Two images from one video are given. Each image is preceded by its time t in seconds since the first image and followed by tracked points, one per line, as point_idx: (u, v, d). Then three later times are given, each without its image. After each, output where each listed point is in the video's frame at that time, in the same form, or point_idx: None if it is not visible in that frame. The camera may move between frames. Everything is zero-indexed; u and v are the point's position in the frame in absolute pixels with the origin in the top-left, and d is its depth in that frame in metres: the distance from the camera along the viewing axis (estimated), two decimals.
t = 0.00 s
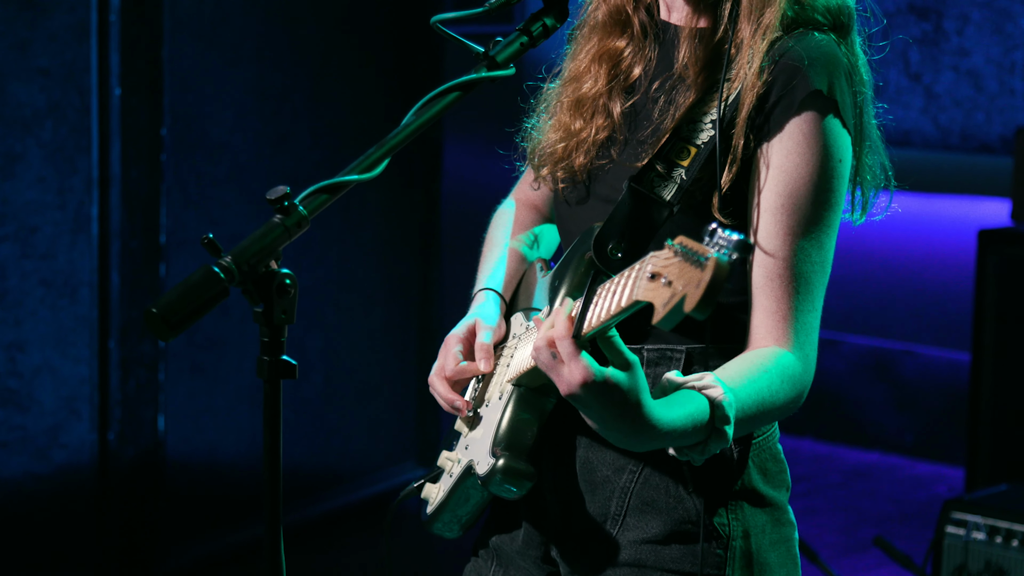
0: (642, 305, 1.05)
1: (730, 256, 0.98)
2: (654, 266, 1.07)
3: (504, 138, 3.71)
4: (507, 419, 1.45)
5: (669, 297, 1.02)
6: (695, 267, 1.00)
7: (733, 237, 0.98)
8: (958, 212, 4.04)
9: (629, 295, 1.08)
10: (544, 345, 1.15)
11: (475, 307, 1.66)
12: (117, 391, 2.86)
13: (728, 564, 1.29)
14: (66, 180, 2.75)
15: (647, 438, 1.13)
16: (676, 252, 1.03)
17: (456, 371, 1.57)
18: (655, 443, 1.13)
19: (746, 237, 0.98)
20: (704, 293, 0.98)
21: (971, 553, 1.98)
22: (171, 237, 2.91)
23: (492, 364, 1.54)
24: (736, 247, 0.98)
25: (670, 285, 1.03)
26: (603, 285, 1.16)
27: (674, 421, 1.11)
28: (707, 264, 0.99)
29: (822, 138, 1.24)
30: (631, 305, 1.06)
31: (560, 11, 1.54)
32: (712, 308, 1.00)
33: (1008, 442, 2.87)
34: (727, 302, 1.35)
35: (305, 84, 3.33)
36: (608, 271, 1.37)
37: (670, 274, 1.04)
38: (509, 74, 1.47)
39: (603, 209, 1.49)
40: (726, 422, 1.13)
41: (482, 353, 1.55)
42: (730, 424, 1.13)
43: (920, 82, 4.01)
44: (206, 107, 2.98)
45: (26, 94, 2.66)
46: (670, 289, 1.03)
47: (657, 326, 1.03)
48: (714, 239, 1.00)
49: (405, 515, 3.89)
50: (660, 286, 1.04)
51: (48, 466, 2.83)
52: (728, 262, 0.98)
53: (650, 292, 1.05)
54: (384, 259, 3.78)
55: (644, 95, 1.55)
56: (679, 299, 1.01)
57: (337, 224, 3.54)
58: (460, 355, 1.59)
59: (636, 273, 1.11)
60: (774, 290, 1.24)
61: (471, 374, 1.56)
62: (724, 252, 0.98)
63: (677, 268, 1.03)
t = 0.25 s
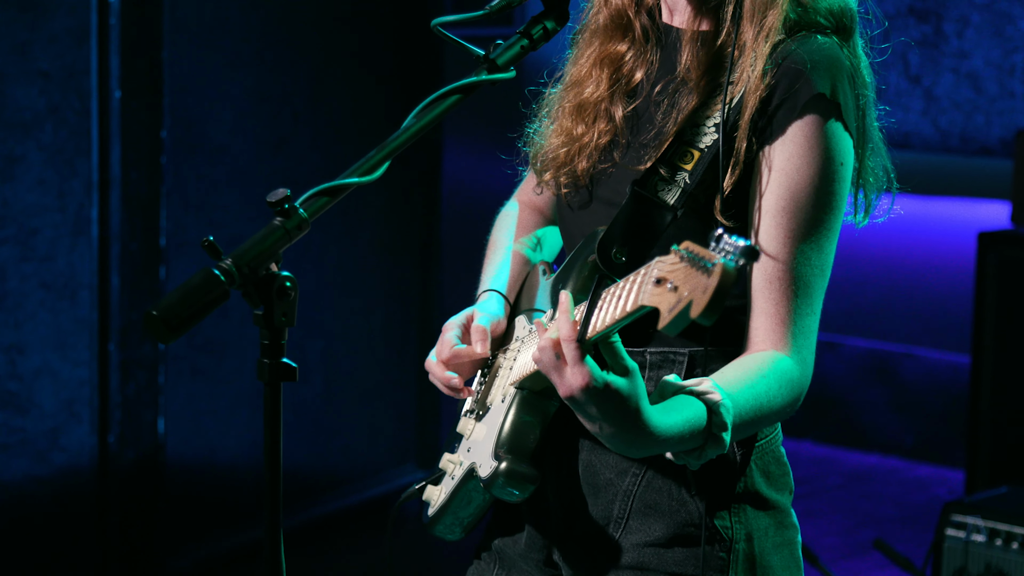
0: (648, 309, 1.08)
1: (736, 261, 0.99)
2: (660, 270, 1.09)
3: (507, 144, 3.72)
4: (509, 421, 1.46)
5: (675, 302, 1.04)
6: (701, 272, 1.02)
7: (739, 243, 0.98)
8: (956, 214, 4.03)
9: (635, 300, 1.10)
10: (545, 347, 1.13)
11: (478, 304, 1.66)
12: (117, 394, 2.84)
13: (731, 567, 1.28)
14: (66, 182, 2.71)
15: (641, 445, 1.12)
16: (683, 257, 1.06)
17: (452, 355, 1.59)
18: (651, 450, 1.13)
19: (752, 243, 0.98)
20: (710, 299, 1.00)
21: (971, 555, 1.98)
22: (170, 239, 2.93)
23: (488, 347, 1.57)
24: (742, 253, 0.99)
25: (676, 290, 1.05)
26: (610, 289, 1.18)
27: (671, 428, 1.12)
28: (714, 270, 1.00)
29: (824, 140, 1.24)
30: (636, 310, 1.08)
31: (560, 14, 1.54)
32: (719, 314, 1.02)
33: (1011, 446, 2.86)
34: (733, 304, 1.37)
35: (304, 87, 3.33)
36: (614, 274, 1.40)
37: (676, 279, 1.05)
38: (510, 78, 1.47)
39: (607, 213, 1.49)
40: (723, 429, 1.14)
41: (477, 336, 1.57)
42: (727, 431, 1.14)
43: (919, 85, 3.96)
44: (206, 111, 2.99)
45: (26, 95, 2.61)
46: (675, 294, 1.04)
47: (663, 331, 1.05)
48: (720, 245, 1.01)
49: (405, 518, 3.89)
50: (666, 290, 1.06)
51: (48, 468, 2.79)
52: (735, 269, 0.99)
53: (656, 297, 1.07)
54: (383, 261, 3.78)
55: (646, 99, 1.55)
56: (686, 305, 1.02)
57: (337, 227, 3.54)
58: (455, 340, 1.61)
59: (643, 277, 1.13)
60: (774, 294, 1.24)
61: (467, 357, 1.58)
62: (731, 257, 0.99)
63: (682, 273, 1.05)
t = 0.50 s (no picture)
0: (644, 317, 1.06)
1: (733, 271, 0.98)
2: (658, 278, 1.08)
3: (508, 149, 3.77)
4: (508, 425, 1.45)
5: (672, 310, 1.03)
6: (698, 282, 1.01)
7: (736, 252, 0.98)
8: (957, 219, 3.99)
9: (632, 308, 1.08)
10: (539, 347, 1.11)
11: (482, 307, 1.65)
12: (116, 399, 2.84)
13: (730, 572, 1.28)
14: (66, 186, 2.71)
15: (623, 451, 1.13)
16: (681, 265, 1.05)
17: (458, 358, 1.57)
18: (636, 455, 1.14)
19: (749, 253, 0.98)
20: (706, 309, 0.99)
21: (970, 559, 1.98)
22: (169, 245, 2.93)
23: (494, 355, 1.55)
24: (738, 263, 0.98)
25: (673, 298, 1.04)
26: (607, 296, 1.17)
27: (654, 437, 1.12)
28: (710, 279, 1.00)
29: (823, 144, 1.24)
30: (632, 318, 1.07)
31: (560, 19, 1.54)
32: (714, 324, 1.01)
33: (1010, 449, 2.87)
34: (732, 310, 1.38)
35: (302, 92, 3.34)
36: (612, 280, 1.37)
37: (673, 288, 1.05)
38: (509, 83, 1.47)
39: (608, 218, 1.49)
40: (708, 438, 1.15)
41: (486, 344, 1.56)
42: (711, 441, 1.14)
43: (919, 89, 4.01)
44: (205, 115, 2.99)
45: (26, 100, 2.59)
46: (672, 302, 1.03)
47: (658, 339, 1.04)
48: (717, 254, 1.00)
49: (405, 523, 3.89)
50: (664, 299, 1.05)
51: (47, 473, 2.76)
52: (731, 278, 0.99)
53: (653, 305, 1.06)
54: (382, 266, 3.78)
55: (646, 104, 1.55)
56: (681, 314, 1.01)
57: (337, 231, 3.54)
58: (463, 343, 1.59)
59: (640, 286, 1.12)
60: (770, 297, 1.24)
61: (472, 363, 1.57)
62: (728, 267, 0.99)
63: (680, 283, 1.04)
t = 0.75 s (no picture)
0: (630, 320, 1.06)
1: (715, 274, 0.99)
2: (643, 283, 1.09)
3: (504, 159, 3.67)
4: (503, 433, 1.45)
5: (656, 314, 1.03)
6: (681, 284, 1.02)
7: (718, 255, 0.99)
8: (956, 228, 3.80)
9: (618, 312, 1.08)
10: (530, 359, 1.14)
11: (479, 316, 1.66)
12: (114, 408, 2.85)
13: None
14: (64, 196, 2.72)
15: (622, 460, 1.13)
16: (666, 268, 1.06)
17: (459, 365, 1.57)
18: (636, 465, 1.13)
19: (731, 255, 0.99)
20: (687, 310, 0.99)
21: (969, 568, 1.98)
22: (167, 254, 2.92)
23: (495, 356, 1.56)
24: (722, 265, 0.99)
25: (658, 301, 1.04)
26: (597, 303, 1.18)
27: (653, 444, 1.12)
28: (692, 281, 1.00)
29: (821, 151, 1.25)
30: (619, 322, 1.07)
31: (558, 26, 1.54)
32: (696, 326, 1.01)
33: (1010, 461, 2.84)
34: (723, 318, 1.38)
35: (300, 100, 3.33)
36: (603, 286, 1.38)
37: (658, 291, 1.05)
38: (505, 91, 1.47)
39: (604, 225, 1.48)
40: (710, 445, 1.14)
41: (485, 346, 1.57)
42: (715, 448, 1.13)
43: (918, 98, 3.76)
44: (202, 123, 2.99)
45: (24, 109, 2.61)
46: (657, 305, 1.03)
47: (644, 343, 1.04)
48: (702, 257, 1.01)
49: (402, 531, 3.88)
50: (648, 302, 1.05)
51: (44, 482, 2.77)
52: (713, 280, 0.99)
53: (638, 308, 1.05)
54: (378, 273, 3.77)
55: (643, 112, 1.56)
56: (664, 317, 1.01)
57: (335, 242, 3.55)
58: (462, 349, 1.60)
59: (628, 289, 1.12)
60: (773, 304, 1.25)
61: (474, 367, 1.57)
62: (710, 270, 1.00)
63: (665, 285, 1.04)
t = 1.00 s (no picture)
0: (635, 335, 1.07)
1: (723, 288, 1.02)
2: (648, 296, 1.09)
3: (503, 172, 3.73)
4: (500, 444, 1.45)
5: (663, 328, 1.03)
6: (689, 298, 1.03)
7: (726, 270, 1.03)
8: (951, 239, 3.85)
9: (624, 326, 1.09)
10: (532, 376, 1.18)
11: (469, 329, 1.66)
12: (110, 420, 2.85)
13: None
14: (61, 208, 2.75)
15: (631, 473, 1.14)
16: (671, 282, 1.06)
17: (440, 379, 1.56)
18: (644, 477, 1.14)
19: (739, 270, 1.03)
20: (696, 325, 1.00)
21: None
22: (164, 265, 2.91)
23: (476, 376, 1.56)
24: (728, 280, 1.02)
25: (664, 316, 1.04)
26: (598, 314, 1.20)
27: (660, 454, 1.13)
28: (701, 296, 1.01)
29: (818, 161, 1.25)
30: (625, 335, 1.08)
31: (554, 39, 1.54)
32: (705, 341, 1.01)
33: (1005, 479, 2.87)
34: (724, 331, 1.39)
35: (299, 111, 3.32)
36: (604, 299, 1.40)
37: (664, 305, 1.05)
38: (502, 104, 1.47)
39: (601, 239, 1.49)
40: (718, 454, 1.15)
41: (468, 364, 1.56)
42: (722, 456, 1.14)
43: (913, 109, 3.77)
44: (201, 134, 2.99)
45: (21, 121, 2.66)
46: (663, 320, 1.04)
47: (651, 357, 1.05)
48: (707, 272, 1.04)
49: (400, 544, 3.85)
50: (654, 316, 1.06)
51: (40, 494, 2.80)
52: (721, 295, 1.01)
53: (644, 323, 1.07)
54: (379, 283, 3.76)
55: (639, 126, 1.56)
56: (673, 330, 1.01)
57: (333, 254, 3.54)
58: (445, 364, 1.59)
59: (632, 303, 1.13)
60: (778, 316, 1.24)
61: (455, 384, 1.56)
62: (718, 283, 1.03)
63: (671, 299, 1.05)
